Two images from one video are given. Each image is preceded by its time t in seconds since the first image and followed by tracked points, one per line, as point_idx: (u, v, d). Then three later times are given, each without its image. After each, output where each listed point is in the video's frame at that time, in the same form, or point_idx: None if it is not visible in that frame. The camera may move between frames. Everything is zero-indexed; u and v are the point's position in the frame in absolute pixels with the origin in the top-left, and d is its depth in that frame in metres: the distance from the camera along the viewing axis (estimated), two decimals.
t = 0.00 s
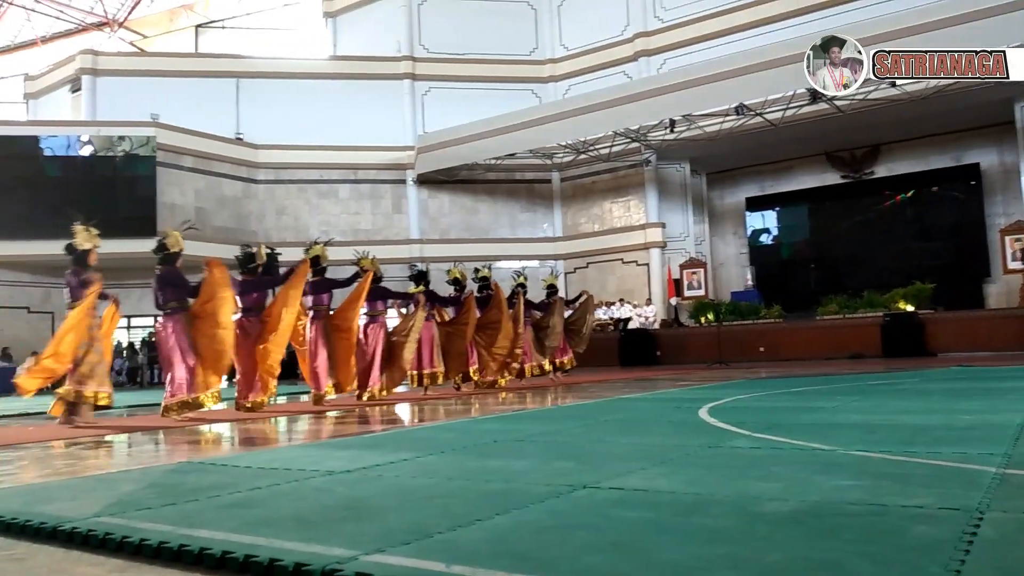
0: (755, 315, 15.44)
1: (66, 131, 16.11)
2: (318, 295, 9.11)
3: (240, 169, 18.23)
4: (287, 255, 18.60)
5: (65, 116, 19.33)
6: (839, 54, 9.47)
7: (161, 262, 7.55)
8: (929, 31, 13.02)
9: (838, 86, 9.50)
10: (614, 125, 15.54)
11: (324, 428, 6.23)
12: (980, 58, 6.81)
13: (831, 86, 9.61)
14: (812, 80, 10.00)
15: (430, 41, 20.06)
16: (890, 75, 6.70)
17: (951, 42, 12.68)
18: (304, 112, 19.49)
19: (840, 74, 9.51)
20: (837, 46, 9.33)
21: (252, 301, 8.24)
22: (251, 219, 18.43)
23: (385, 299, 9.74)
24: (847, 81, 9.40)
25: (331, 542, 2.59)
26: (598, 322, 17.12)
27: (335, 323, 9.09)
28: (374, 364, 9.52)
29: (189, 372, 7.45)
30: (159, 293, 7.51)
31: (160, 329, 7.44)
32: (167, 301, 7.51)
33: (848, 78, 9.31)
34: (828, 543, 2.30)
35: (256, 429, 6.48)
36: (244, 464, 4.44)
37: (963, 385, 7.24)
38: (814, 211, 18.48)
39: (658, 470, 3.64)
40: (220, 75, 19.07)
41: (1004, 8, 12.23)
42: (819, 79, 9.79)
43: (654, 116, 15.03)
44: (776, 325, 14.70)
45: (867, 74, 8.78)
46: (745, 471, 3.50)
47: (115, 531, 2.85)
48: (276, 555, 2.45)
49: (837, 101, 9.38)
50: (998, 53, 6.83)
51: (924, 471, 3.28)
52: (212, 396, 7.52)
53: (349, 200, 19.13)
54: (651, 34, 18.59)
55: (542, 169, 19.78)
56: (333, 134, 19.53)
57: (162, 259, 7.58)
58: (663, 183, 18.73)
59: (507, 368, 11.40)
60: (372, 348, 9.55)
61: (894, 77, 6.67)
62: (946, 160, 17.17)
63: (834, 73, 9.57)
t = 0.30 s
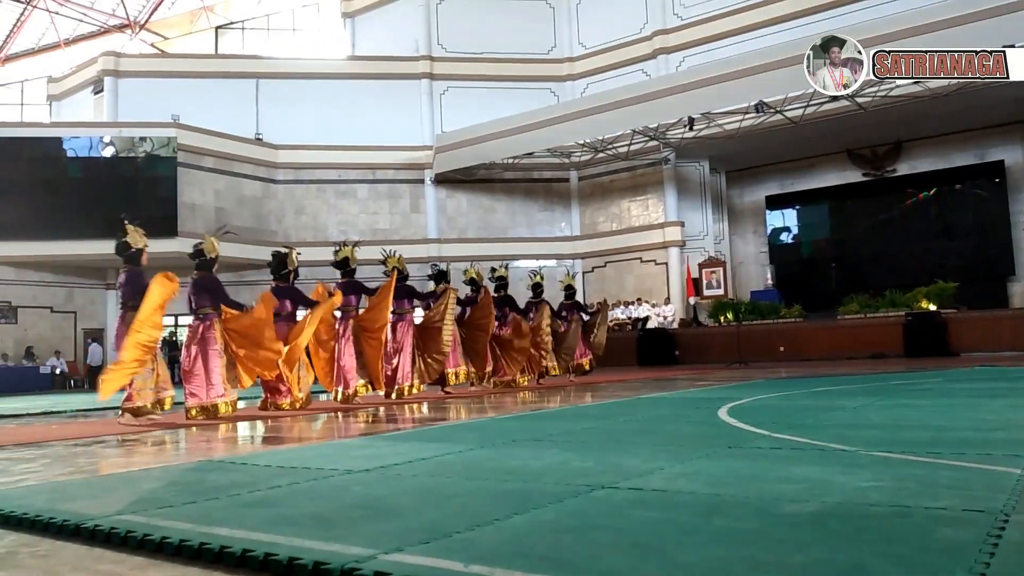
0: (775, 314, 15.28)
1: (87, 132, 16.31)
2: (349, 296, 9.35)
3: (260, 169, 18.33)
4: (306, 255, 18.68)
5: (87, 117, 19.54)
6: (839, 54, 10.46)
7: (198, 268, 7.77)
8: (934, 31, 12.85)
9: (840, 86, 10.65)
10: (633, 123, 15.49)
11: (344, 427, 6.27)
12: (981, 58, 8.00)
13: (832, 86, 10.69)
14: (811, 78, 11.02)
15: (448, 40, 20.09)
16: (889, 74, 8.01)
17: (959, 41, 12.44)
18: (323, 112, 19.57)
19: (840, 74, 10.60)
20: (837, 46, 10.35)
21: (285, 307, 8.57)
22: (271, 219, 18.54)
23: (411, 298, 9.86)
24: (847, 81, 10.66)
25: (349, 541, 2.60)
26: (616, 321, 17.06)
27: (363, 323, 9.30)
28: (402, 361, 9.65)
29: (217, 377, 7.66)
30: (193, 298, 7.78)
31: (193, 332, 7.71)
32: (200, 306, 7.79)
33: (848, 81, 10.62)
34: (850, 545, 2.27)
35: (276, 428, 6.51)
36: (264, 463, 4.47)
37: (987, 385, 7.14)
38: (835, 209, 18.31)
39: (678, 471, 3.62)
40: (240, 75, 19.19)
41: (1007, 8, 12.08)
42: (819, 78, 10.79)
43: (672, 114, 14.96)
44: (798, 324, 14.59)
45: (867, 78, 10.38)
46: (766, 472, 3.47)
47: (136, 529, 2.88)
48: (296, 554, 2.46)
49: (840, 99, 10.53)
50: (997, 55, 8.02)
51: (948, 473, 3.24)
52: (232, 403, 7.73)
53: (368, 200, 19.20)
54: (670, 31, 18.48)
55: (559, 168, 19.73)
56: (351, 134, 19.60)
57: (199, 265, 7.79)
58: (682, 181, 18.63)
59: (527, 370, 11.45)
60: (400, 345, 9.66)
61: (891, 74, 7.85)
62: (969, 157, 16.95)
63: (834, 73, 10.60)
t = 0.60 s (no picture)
0: (797, 313, 15.13)
1: (112, 135, 16.54)
2: (378, 301, 9.59)
3: (282, 171, 18.46)
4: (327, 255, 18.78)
5: (112, 120, 19.78)
6: (840, 55, 9.78)
7: (238, 272, 8.17)
8: (943, 31, 12.78)
9: (839, 86, 9.91)
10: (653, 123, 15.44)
11: (366, 426, 6.31)
12: (981, 58, 7.53)
13: (831, 87, 10.00)
14: (811, 76, 10.32)
15: (468, 41, 20.13)
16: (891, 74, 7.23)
17: (969, 41, 12.40)
18: (343, 113, 19.69)
19: (840, 74, 9.92)
20: (836, 46, 9.60)
21: (321, 309, 8.91)
22: (293, 220, 18.65)
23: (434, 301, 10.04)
24: (848, 81, 9.86)
25: (372, 540, 2.62)
26: (636, 321, 17.02)
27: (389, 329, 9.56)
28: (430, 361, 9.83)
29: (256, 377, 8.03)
30: (234, 301, 8.14)
31: (233, 332, 8.11)
32: (241, 308, 8.16)
33: (849, 79, 9.83)
34: (874, 547, 2.26)
35: (297, 427, 6.56)
36: (286, 461, 4.51)
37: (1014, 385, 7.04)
38: (858, 208, 18.13)
39: (700, 471, 3.61)
40: (262, 77, 19.35)
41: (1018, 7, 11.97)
42: (819, 78, 10.15)
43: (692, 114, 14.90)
44: (820, 323, 14.47)
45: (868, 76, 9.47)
46: (789, 472, 3.45)
47: (161, 527, 2.92)
48: (319, 552, 2.48)
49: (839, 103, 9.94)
50: (998, 54, 7.56)
51: (974, 474, 3.20)
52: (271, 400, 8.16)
53: (389, 200, 19.28)
54: (690, 30, 18.40)
55: (579, 168, 19.70)
56: (372, 135, 19.69)
57: (239, 268, 8.18)
58: (703, 180, 18.56)
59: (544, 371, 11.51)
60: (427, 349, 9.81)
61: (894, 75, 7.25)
62: (995, 155, 16.72)
63: (834, 73, 9.91)
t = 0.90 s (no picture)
0: (811, 312, 15.04)
1: (128, 135, 16.69)
2: (397, 300, 9.53)
3: (296, 171, 18.54)
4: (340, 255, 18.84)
5: (128, 121, 19.94)
6: (839, 55, 9.71)
7: (268, 272, 8.22)
8: (945, 31, 12.69)
9: (839, 86, 9.86)
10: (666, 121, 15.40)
11: (379, 425, 6.33)
12: (981, 57, 7.74)
13: (831, 86, 9.90)
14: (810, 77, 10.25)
15: (480, 40, 20.16)
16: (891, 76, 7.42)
17: (972, 41, 12.29)
18: (356, 114, 19.75)
19: (839, 74, 9.85)
20: (837, 46, 9.61)
21: (347, 307, 8.82)
22: (307, 220, 18.73)
23: (450, 302, 10.05)
24: (848, 81, 9.84)
25: (386, 538, 2.62)
26: (649, 320, 16.99)
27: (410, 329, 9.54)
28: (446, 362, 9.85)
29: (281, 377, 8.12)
30: (266, 300, 8.25)
31: (264, 331, 8.24)
32: (272, 308, 8.26)
33: (849, 79, 9.80)
34: (889, 547, 2.24)
35: (311, 426, 6.60)
36: (300, 460, 4.52)
37: None
38: (873, 206, 18.03)
39: (714, 471, 3.59)
40: (276, 78, 19.45)
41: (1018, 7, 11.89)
42: (819, 79, 10.07)
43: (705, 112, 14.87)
44: (835, 322, 14.38)
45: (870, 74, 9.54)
46: (803, 472, 3.43)
47: (177, 525, 2.93)
48: (333, 551, 2.49)
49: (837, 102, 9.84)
50: (998, 54, 7.74)
51: (991, 474, 3.17)
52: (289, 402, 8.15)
53: (402, 200, 19.31)
54: (703, 28, 18.32)
55: (592, 167, 19.66)
56: (385, 136, 19.75)
57: (269, 269, 8.24)
58: (717, 179, 18.52)
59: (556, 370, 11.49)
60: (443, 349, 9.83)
61: (893, 75, 7.55)
62: (1012, 152, 16.56)
63: (834, 73, 9.85)
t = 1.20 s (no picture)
0: (802, 313, 15.11)
1: (118, 136, 16.60)
2: (393, 299, 9.49)
3: (287, 171, 18.49)
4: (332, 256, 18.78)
5: (118, 121, 19.86)
6: (839, 54, 9.71)
7: (273, 269, 8.17)
8: (943, 31, 12.74)
9: (839, 86, 9.86)
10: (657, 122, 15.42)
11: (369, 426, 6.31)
12: (981, 58, 7.48)
13: (831, 86, 9.92)
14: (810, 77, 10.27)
15: (472, 41, 20.15)
16: (892, 74, 7.15)
17: (969, 41, 12.34)
18: (347, 114, 19.71)
19: (840, 74, 9.85)
20: (837, 46, 9.56)
21: (347, 306, 8.88)
22: (298, 220, 18.69)
23: (444, 303, 10.03)
24: (847, 80, 9.82)
25: (378, 540, 2.61)
26: (640, 321, 17.00)
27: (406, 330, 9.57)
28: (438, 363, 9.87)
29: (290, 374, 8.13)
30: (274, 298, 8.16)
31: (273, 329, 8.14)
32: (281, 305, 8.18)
33: (848, 79, 9.78)
34: (879, 547, 2.25)
35: (302, 428, 6.58)
36: (291, 462, 4.51)
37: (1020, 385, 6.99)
38: (864, 206, 18.09)
39: (705, 471, 3.60)
40: (267, 79, 19.40)
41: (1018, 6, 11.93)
42: (819, 78, 10.07)
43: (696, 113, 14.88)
44: (825, 323, 14.43)
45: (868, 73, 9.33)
46: (793, 472, 3.44)
47: (167, 527, 2.92)
48: (323, 553, 2.48)
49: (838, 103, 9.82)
50: (998, 54, 7.48)
51: (980, 474, 3.18)
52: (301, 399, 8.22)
53: (393, 201, 19.28)
54: (695, 29, 18.36)
55: (584, 168, 19.67)
56: (376, 137, 19.71)
57: (274, 266, 8.18)
58: (709, 180, 18.54)
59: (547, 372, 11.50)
60: (434, 351, 9.83)
61: (894, 76, 7.12)
62: (1001, 153, 16.66)
63: (834, 73, 9.85)
